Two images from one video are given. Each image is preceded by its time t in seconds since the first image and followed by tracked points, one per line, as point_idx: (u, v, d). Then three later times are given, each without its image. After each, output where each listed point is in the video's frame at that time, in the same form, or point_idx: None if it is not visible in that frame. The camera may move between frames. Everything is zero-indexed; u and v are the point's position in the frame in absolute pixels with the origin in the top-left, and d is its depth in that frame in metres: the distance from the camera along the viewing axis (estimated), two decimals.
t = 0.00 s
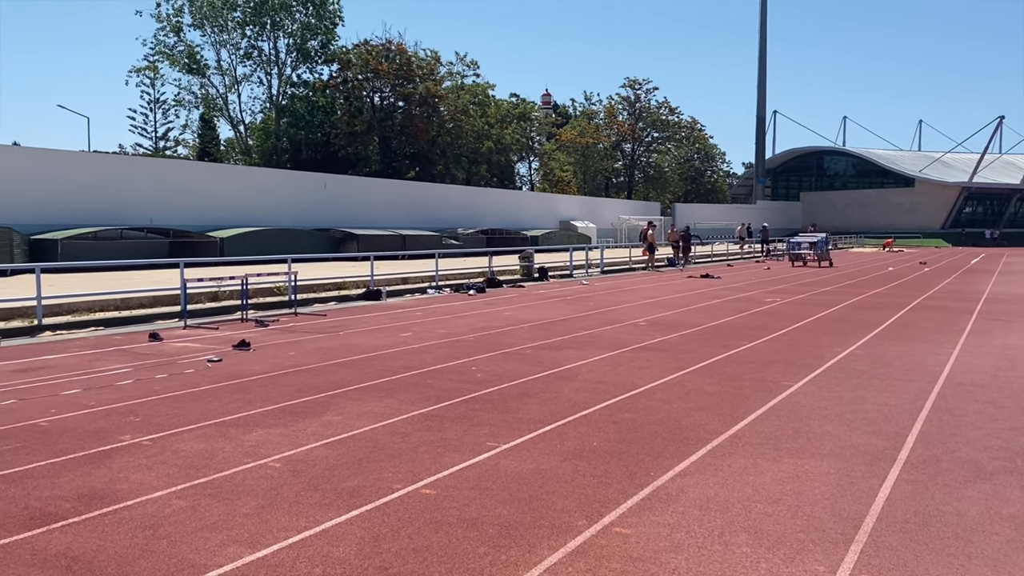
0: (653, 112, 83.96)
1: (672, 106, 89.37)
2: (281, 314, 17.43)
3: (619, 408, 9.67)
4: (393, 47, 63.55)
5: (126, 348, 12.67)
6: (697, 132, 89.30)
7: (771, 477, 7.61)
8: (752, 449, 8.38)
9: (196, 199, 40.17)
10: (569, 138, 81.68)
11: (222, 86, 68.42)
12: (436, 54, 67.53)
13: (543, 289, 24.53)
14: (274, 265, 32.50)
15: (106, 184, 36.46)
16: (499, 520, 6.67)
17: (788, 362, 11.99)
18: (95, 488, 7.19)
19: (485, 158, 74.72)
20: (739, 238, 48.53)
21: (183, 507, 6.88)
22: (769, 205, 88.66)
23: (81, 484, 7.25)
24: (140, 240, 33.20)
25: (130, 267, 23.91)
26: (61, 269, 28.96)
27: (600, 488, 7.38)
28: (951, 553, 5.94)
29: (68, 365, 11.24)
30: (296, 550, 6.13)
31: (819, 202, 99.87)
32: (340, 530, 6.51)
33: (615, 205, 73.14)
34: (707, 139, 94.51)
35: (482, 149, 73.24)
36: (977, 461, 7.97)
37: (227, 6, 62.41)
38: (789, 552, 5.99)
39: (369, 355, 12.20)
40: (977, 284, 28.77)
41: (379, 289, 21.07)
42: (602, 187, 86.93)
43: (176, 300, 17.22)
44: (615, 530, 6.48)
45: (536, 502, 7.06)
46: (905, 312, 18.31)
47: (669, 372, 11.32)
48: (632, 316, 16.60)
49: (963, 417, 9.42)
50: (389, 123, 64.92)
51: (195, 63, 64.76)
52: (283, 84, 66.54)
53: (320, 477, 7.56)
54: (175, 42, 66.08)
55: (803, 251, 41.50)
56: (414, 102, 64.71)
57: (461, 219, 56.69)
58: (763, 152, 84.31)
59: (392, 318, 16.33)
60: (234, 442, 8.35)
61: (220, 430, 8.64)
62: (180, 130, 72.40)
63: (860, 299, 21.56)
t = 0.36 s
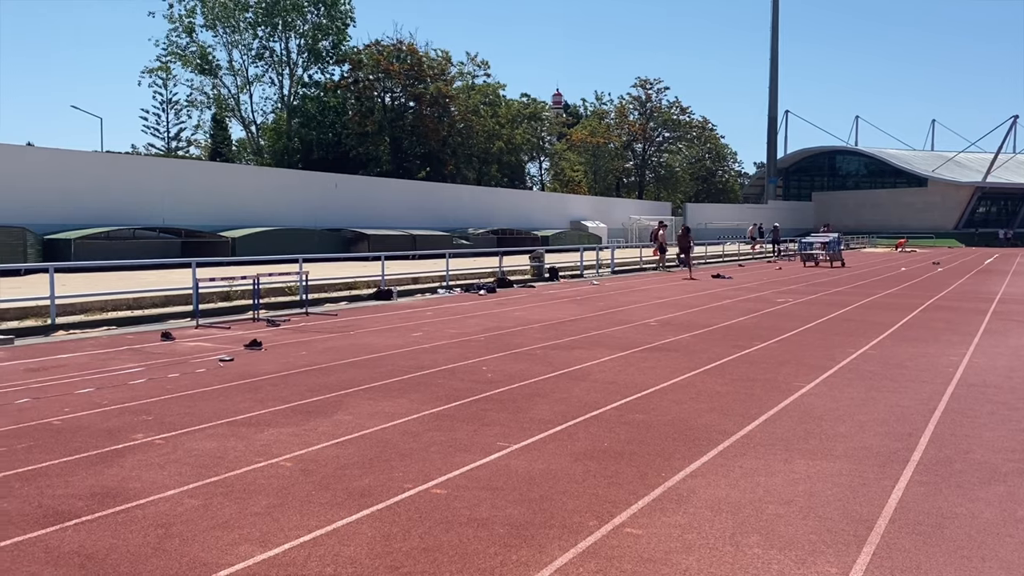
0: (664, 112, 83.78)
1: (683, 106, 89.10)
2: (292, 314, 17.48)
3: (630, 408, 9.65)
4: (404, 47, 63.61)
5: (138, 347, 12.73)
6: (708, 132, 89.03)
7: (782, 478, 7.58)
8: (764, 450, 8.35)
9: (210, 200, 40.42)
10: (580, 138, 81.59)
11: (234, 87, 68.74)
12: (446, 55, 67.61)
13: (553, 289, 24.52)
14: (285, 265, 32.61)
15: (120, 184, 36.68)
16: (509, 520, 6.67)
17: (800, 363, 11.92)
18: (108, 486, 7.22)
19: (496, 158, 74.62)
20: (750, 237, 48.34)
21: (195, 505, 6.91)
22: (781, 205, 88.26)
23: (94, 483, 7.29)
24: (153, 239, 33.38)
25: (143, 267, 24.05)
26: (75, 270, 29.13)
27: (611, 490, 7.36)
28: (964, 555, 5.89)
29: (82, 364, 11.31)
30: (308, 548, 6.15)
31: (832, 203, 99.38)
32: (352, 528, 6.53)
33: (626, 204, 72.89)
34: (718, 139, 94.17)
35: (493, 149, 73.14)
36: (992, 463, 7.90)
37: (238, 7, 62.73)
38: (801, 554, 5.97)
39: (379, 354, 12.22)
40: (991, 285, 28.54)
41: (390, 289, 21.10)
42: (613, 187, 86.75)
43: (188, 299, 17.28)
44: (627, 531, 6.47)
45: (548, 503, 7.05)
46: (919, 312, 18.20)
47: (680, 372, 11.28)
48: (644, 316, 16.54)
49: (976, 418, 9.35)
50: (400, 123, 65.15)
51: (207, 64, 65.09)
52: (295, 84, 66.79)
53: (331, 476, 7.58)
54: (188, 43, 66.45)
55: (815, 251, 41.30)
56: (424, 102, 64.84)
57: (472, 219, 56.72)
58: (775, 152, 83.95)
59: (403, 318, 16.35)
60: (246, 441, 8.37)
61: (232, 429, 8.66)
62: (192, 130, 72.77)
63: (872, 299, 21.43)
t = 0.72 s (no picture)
0: (677, 111, 83.53)
1: (696, 106, 88.81)
2: (305, 314, 17.52)
3: (643, 409, 9.62)
4: (416, 48, 63.78)
5: (152, 346, 12.79)
6: (721, 132, 88.75)
7: (796, 480, 7.54)
8: (777, 451, 8.30)
9: (223, 200, 40.64)
10: (593, 138, 81.49)
11: (248, 87, 69.09)
12: (459, 55, 67.75)
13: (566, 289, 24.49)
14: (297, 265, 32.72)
15: (134, 184, 36.91)
16: (522, 520, 6.66)
17: (814, 364, 11.85)
18: (122, 484, 7.27)
19: (508, 158, 74.64)
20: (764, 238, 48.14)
21: (208, 504, 6.93)
22: (794, 205, 87.87)
23: (109, 481, 7.33)
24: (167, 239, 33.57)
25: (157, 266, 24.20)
26: (89, 269, 29.31)
27: (624, 490, 7.33)
28: (980, 558, 5.83)
29: (96, 363, 11.38)
30: (320, 547, 6.17)
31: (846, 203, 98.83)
32: (365, 527, 6.55)
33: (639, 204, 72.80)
34: (731, 138, 93.83)
35: (506, 149, 73.15)
36: (1008, 465, 7.82)
37: (252, 8, 63.07)
38: (815, 556, 5.93)
39: (392, 354, 12.23)
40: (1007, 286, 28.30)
41: (402, 289, 21.12)
42: (626, 187, 86.62)
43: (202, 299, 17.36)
44: (640, 532, 6.44)
45: (560, 503, 7.04)
46: (934, 312, 18.08)
47: (692, 373, 11.23)
48: (656, 317, 16.50)
49: (992, 420, 9.26)
50: (412, 123, 65.35)
51: (221, 64, 65.46)
52: (308, 85, 67.10)
53: (343, 475, 7.60)
54: (201, 43, 66.82)
55: (828, 251, 41.09)
56: (437, 103, 65.01)
57: (484, 219, 56.79)
58: (789, 152, 83.57)
59: (416, 318, 16.36)
60: (259, 440, 8.40)
61: (246, 428, 8.70)
62: (206, 130, 73.16)
63: (887, 300, 21.30)
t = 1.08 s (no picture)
0: (693, 111, 83.17)
1: (711, 106, 88.40)
2: (320, 313, 17.59)
3: (657, 409, 9.59)
4: (431, 48, 63.92)
5: (169, 345, 12.88)
6: (736, 132, 88.34)
7: (811, 481, 7.49)
8: (792, 452, 8.26)
9: (240, 200, 40.89)
10: (607, 138, 81.35)
11: (264, 87, 69.45)
12: (474, 55, 67.85)
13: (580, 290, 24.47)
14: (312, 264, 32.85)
15: (151, 184, 37.22)
16: (535, 520, 6.66)
17: (830, 365, 11.78)
18: (139, 482, 7.33)
19: (523, 158, 74.63)
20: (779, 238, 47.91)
21: (224, 502, 6.98)
22: (810, 206, 87.39)
23: (126, 479, 7.39)
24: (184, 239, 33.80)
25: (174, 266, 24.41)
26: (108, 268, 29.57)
27: (638, 491, 7.31)
28: (997, 561, 5.78)
29: (113, 361, 11.48)
30: (334, 546, 6.19)
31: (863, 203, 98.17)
32: (379, 526, 6.57)
33: (654, 204, 72.59)
34: (747, 138, 93.34)
35: (520, 149, 73.19)
36: None
37: (268, 8, 63.44)
38: (830, 557, 5.90)
39: (406, 354, 12.25)
40: None
41: (417, 288, 21.15)
42: (641, 187, 86.40)
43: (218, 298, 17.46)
44: (654, 532, 6.43)
45: (573, 503, 7.04)
46: (952, 314, 17.93)
47: (707, 374, 11.19)
48: (671, 317, 16.46)
49: (1012, 422, 9.16)
50: (427, 123, 65.46)
51: (237, 65, 65.86)
52: (323, 85, 67.38)
53: (358, 474, 7.63)
54: (218, 44, 67.22)
55: (844, 252, 40.85)
56: (452, 103, 65.10)
57: (499, 219, 56.83)
58: (805, 152, 83.07)
59: (430, 318, 16.39)
60: (274, 439, 8.44)
61: (261, 427, 8.74)
62: (222, 130, 73.60)
63: (904, 300, 21.14)
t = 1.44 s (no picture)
0: (715, 111, 82.68)
1: (734, 105, 87.79)
2: (342, 313, 17.68)
3: (679, 410, 9.54)
4: (453, 48, 64.07)
5: (192, 343, 13.01)
6: (760, 132, 87.67)
7: (834, 484, 7.43)
8: (815, 455, 8.19)
9: (262, 200, 41.20)
10: (628, 138, 81.07)
11: (287, 88, 69.93)
12: (495, 55, 67.96)
13: (601, 290, 24.43)
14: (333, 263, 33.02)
15: (174, 184, 37.54)
16: (556, 521, 6.66)
17: (853, 367, 11.67)
18: (164, 478, 7.40)
19: (544, 158, 74.67)
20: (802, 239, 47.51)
21: (247, 499, 7.04)
22: (833, 206, 86.63)
23: (151, 475, 7.47)
24: (208, 238, 34.13)
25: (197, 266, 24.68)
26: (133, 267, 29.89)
27: (658, 492, 7.28)
28: None
29: (138, 360, 11.61)
30: (356, 543, 6.23)
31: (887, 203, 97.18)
32: (401, 524, 6.60)
33: (675, 204, 72.42)
34: (770, 138, 92.61)
35: (541, 149, 73.21)
36: None
37: (291, 10, 63.92)
38: (853, 560, 5.85)
39: (426, 353, 12.28)
40: None
41: (437, 288, 21.20)
42: (662, 187, 86.06)
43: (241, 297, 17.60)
44: (675, 533, 6.41)
45: (594, 503, 7.02)
46: (978, 315, 17.69)
47: (729, 375, 11.12)
48: (692, 318, 16.37)
49: None
50: (448, 123, 65.66)
51: (260, 66, 66.36)
52: (346, 86, 67.77)
53: (379, 473, 7.66)
54: (242, 44, 67.75)
55: (868, 253, 40.45)
56: (473, 103, 65.18)
57: (519, 219, 56.83)
58: (828, 152, 82.30)
59: (451, 318, 16.42)
60: (296, 436, 8.49)
61: (284, 425, 8.80)
62: (245, 130, 74.19)
63: (929, 302, 20.89)
